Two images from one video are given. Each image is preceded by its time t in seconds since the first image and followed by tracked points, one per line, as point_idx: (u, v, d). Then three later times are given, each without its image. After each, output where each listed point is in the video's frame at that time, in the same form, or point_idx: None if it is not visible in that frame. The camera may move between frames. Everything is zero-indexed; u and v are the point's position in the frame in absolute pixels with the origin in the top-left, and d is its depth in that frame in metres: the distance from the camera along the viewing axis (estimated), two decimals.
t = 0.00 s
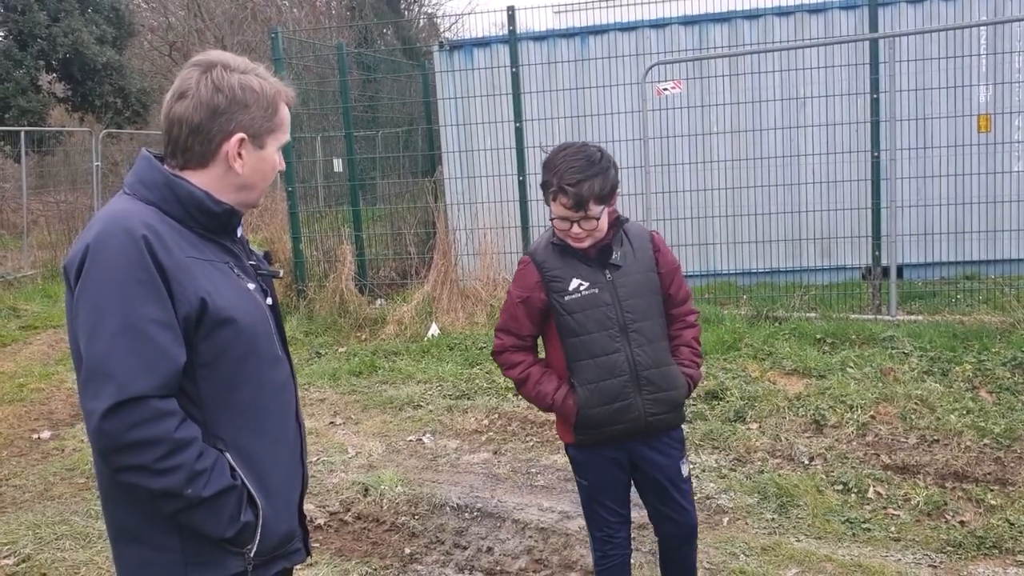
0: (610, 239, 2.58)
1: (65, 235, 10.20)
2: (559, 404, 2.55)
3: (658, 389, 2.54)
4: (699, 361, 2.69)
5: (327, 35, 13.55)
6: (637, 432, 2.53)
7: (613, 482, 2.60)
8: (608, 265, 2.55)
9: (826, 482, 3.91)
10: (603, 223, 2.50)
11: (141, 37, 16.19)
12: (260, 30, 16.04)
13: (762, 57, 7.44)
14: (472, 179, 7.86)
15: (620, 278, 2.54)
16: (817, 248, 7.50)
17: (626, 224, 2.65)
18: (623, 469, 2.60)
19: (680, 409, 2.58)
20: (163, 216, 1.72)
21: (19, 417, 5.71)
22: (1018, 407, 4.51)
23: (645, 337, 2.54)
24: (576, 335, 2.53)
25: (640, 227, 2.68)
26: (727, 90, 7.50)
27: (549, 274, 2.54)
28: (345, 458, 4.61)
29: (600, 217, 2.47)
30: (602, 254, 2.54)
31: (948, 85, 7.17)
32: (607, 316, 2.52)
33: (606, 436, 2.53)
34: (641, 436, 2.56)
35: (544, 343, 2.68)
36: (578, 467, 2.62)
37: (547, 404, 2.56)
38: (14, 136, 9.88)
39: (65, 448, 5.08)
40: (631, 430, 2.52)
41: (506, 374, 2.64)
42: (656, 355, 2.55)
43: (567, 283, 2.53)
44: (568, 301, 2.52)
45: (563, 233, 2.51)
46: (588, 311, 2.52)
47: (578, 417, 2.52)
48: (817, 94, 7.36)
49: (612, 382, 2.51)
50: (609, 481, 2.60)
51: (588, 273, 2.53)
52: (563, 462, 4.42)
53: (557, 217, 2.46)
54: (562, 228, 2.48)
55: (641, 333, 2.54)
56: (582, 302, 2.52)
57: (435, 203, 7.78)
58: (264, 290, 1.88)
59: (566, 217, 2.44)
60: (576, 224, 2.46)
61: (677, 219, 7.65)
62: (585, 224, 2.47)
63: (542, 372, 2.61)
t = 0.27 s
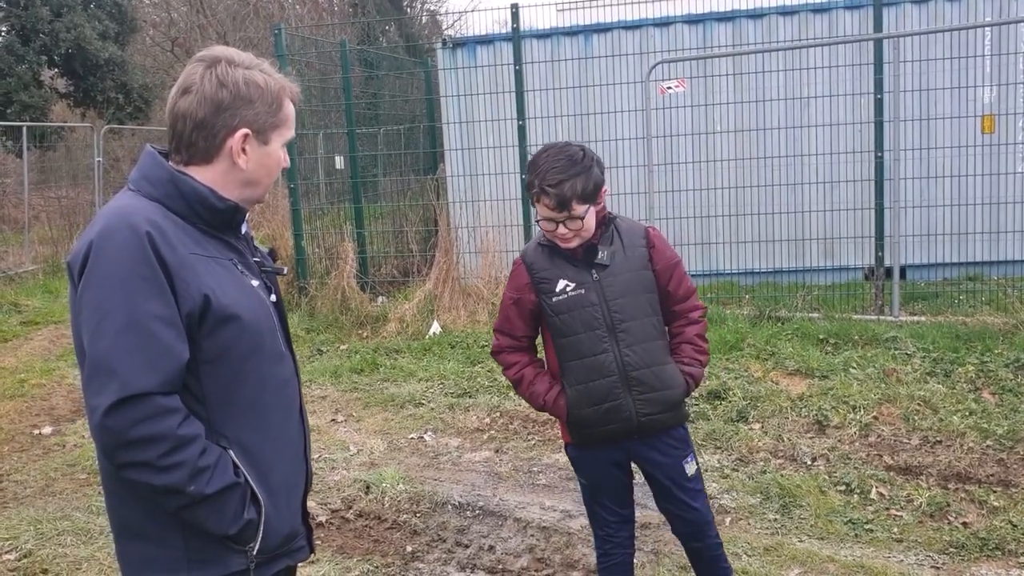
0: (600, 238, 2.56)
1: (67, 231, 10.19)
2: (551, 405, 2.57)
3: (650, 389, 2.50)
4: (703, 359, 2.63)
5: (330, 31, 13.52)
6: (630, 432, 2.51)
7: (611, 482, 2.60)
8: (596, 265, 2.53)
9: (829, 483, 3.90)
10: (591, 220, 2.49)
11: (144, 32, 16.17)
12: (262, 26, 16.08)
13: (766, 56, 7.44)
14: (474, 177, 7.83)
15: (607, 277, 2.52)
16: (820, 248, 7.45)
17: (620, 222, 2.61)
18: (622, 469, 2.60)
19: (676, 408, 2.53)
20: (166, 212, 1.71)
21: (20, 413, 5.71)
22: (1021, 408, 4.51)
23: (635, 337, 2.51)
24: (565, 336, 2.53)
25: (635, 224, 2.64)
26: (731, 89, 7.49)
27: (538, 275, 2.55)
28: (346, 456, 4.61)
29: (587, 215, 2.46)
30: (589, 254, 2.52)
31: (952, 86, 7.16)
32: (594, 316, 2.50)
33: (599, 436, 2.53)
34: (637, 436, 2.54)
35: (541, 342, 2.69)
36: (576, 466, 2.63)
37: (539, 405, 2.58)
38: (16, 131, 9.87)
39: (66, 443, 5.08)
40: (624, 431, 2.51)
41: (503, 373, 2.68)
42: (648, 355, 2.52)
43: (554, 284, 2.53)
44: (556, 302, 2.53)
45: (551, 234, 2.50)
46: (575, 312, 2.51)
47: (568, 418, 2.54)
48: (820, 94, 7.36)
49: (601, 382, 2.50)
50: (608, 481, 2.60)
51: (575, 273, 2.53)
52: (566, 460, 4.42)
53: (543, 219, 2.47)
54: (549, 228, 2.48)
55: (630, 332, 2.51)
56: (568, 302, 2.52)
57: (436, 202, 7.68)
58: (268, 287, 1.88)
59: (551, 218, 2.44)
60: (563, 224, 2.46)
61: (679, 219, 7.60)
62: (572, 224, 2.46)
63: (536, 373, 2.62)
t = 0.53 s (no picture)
0: (595, 237, 2.55)
1: (68, 225, 10.19)
2: (555, 405, 2.60)
3: (651, 387, 2.48)
4: (707, 353, 2.59)
5: (334, 28, 13.48)
6: (635, 431, 2.51)
7: (616, 481, 2.62)
8: (591, 265, 2.52)
9: (830, 483, 3.91)
10: (587, 220, 2.48)
11: (147, 28, 16.12)
12: (265, 23, 15.67)
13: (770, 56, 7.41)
14: (477, 175, 7.82)
15: (603, 277, 2.51)
16: (822, 248, 7.46)
17: (617, 221, 2.60)
18: (626, 468, 2.60)
19: (679, 406, 2.51)
20: (171, 208, 1.71)
21: (22, 407, 5.72)
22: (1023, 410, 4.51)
23: (633, 336, 2.50)
24: (565, 337, 2.54)
25: (634, 220, 2.63)
26: (735, 89, 7.51)
27: (536, 277, 2.56)
28: (348, 452, 4.61)
29: (582, 215, 2.46)
30: (583, 254, 2.52)
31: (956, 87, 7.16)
32: (592, 317, 2.50)
33: (602, 435, 2.53)
34: (640, 434, 2.53)
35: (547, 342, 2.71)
36: (583, 465, 2.65)
37: (543, 404, 2.62)
38: (19, 126, 9.86)
39: (68, 438, 5.08)
40: (628, 429, 2.50)
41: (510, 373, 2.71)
42: (648, 353, 2.50)
43: (550, 286, 2.54)
44: (553, 304, 2.54)
45: (547, 235, 2.51)
46: (572, 313, 2.52)
47: (571, 418, 2.56)
48: (824, 94, 7.34)
49: (601, 382, 2.50)
50: (613, 479, 2.62)
51: (570, 274, 2.53)
52: (567, 459, 4.42)
53: (539, 221, 2.47)
54: (544, 229, 2.48)
55: (628, 331, 2.50)
56: (566, 304, 2.52)
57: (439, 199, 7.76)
58: (272, 283, 1.88)
59: (547, 219, 2.44)
60: (557, 224, 2.45)
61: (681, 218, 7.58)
62: (566, 224, 2.45)
63: (541, 373, 2.65)
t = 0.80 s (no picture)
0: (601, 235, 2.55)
1: (69, 214, 10.19)
2: (568, 403, 2.61)
3: (661, 381, 2.49)
4: (717, 342, 2.59)
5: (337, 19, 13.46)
6: (647, 425, 2.52)
7: (625, 474, 2.63)
8: (597, 264, 2.51)
9: (829, 480, 3.91)
10: (593, 222, 2.48)
11: (149, 17, 16.10)
12: (268, 13, 15.65)
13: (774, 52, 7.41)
14: (478, 169, 7.83)
15: (610, 274, 2.50)
16: (823, 245, 7.47)
17: (622, 217, 2.59)
18: (637, 463, 2.61)
19: (690, 399, 2.51)
20: (176, 198, 1.71)
21: (22, 396, 5.72)
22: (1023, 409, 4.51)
23: (643, 331, 2.49)
24: (576, 336, 2.53)
25: (639, 215, 2.62)
26: (738, 85, 7.49)
27: (544, 277, 2.55)
28: (348, 444, 4.62)
29: (588, 217, 2.46)
30: (588, 254, 2.51)
31: (960, 85, 7.15)
32: (602, 315, 2.49)
33: (615, 430, 2.54)
34: (652, 428, 2.54)
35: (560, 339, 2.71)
36: (596, 459, 2.66)
37: (558, 402, 2.63)
38: (21, 114, 9.85)
39: (68, 427, 5.09)
40: (640, 423, 2.51)
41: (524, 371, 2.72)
42: (658, 347, 2.50)
43: (559, 286, 2.53)
44: (562, 303, 2.53)
45: (552, 236, 2.50)
46: (581, 312, 2.51)
47: (585, 415, 2.57)
48: (827, 91, 7.32)
49: (611, 379, 2.50)
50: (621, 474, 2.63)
51: (577, 273, 2.52)
52: (567, 453, 4.42)
53: (545, 224, 2.47)
54: (549, 232, 2.48)
55: (637, 327, 2.49)
56: (575, 303, 2.52)
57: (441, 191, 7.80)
58: (277, 275, 1.87)
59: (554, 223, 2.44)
60: (563, 228, 2.46)
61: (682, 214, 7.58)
62: (572, 228, 2.45)
63: (555, 370, 2.65)
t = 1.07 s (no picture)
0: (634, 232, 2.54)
1: (72, 210, 10.20)
2: (577, 395, 2.62)
3: (673, 384, 2.48)
4: (736, 355, 2.59)
5: (340, 17, 13.47)
6: (654, 426, 2.51)
7: (631, 474, 2.63)
8: (624, 258, 2.51)
9: (830, 483, 3.91)
10: (630, 218, 2.49)
11: (153, 14, 16.12)
12: (272, 11, 15.64)
13: (777, 54, 7.39)
14: (481, 169, 7.78)
15: (635, 271, 2.50)
16: (826, 248, 7.49)
17: (657, 216, 2.60)
18: (640, 464, 2.61)
19: (700, 406, 2.50)
20: (182, 195, 1.71)
21: (23, 391, 5.73)
22: None
23: (661, 331, 2.49)
24: (593, 328, 2.54)
25: (673, 217, 2.62)
26: (741, 87, 7.47)
27: (570, 266, 2.56)
28: (349, 443, 4.62)
29: (625, 213, 2.46)
30: (617, 247, 2.51)
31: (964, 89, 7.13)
32: (622, 309, 2.50)
33: (621, 428, 2.54)
34: (659, 429, 2.53)
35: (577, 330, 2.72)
36: (601, 454, 2.67)
37: (568, 392, 2.65)
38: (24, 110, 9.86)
39: (69, 423, 5.09)
40: (645, 423, 2.50)
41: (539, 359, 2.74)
42: (674, 349, 2.50)
43: (583, 276, 2.54)
44: (585, 294, 2.54)
45: (588, 228, 2.51)
46: (603, 304, 2.52)
47: (592, 409, 2.58)
48: (829, 94, 7.34)
49: (623, 375, 2.50)
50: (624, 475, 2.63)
51: (603, 266, 2.52)
52: (567, 453, 4.42)
53: (582, 213, 2.47)
54: (586, 222, 2.48)
55: (655, 326, 2.49)
56: (597, 294, 2.52)
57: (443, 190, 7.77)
58: (281, 273, 1.88)
59: (591, 214, 2.44)
60: (600, 220, 2.46)
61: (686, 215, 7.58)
62: (609, 220, 2.45)
63: (568, 361, 2.67)
